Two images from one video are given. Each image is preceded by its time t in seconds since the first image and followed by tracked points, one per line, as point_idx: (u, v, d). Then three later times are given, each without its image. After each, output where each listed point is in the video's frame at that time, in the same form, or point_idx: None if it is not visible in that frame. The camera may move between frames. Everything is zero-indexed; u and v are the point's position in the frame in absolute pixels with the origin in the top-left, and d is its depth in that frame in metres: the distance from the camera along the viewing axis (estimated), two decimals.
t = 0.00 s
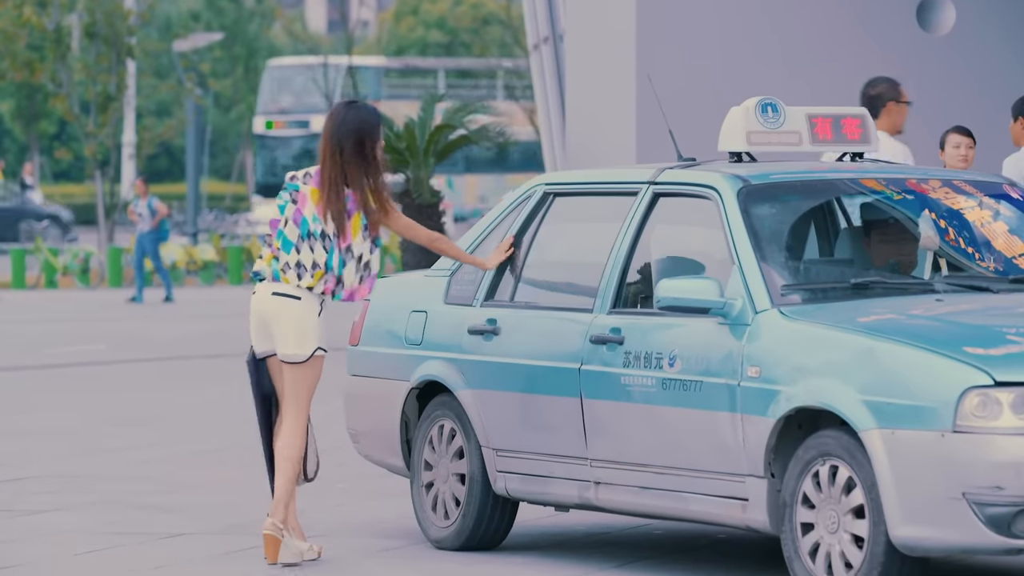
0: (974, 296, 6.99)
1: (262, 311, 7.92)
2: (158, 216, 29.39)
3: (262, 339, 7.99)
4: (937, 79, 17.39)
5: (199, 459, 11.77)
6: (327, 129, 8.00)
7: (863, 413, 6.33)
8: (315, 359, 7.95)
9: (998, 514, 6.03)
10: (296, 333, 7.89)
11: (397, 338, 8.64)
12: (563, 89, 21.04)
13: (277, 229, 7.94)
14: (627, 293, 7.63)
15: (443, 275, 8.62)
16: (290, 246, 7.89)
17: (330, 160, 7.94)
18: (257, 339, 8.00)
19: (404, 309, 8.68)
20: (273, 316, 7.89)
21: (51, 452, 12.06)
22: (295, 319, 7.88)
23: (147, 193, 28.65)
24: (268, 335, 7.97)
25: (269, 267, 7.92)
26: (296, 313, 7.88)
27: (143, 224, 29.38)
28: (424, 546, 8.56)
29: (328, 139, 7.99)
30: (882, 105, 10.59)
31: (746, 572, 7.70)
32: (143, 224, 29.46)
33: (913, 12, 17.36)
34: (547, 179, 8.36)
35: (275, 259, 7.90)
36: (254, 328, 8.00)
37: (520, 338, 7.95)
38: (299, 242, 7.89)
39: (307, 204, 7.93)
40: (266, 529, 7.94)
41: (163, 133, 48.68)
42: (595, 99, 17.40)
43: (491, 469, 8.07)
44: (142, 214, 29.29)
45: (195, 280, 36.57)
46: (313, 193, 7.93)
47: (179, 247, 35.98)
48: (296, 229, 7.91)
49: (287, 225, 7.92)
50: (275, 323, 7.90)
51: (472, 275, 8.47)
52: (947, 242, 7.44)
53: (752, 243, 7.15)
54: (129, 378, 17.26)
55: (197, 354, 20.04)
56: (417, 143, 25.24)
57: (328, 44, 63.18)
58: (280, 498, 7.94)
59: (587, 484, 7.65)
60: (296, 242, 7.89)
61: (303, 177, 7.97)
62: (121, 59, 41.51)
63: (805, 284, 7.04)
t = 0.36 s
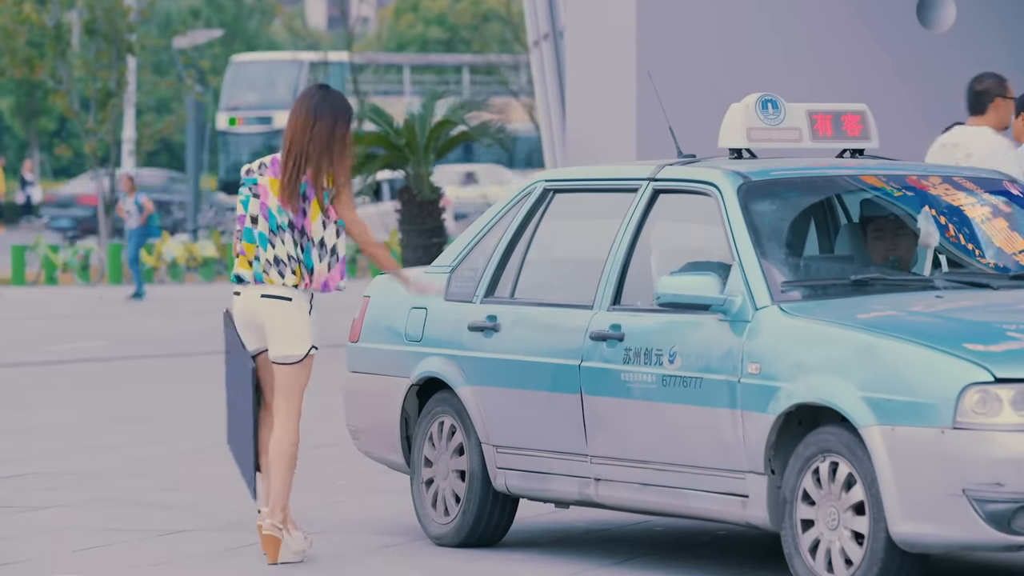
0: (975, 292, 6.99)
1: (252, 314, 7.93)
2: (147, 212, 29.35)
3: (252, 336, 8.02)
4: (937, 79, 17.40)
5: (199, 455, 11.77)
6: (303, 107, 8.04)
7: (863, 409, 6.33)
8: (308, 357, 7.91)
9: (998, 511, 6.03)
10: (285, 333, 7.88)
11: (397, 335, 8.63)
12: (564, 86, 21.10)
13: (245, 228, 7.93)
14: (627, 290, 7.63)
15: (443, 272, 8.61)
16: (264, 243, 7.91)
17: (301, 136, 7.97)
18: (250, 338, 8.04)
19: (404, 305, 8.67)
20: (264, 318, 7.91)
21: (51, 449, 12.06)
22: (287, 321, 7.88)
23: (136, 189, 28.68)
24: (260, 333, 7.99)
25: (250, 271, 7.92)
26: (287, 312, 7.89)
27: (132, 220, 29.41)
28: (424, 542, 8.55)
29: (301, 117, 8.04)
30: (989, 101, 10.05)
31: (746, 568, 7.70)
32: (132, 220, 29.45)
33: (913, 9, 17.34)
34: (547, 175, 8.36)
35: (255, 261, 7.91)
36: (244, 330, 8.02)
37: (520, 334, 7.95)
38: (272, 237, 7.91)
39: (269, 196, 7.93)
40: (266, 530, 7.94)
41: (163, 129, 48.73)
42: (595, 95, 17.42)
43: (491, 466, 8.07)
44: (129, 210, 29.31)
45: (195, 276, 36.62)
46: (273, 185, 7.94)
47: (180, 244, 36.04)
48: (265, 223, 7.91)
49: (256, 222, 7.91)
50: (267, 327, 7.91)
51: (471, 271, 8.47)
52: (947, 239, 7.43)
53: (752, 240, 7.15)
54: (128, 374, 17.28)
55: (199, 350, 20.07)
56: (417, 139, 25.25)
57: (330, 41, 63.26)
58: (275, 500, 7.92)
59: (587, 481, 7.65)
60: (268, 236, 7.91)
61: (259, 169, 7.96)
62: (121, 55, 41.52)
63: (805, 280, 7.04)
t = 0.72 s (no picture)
0: (975, 292, 6.99)
1: (247, 321, 7.93)
2: (134, 213, 29.32)
3: (241, 340, 7.98)
4: (938, 78, 17.36)
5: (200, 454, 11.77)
6: (284, 111, 8.02)
7: (863, 409, 6.33)
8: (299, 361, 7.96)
9: (998, 510, 6.03)
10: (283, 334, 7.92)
11: (399, 334, 8.63)
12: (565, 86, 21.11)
13: (228, 230, 7.98)
14: (627, 289, 7.63)
15: (444, 272, 8.60)
16: (249, 244, 7.95)
17: (289, 142, 7.98)
18: (230, 343, 7.98)
19: (405, 305, 8.67)
20: (261, 325, 7.92)
21: (51, 448, 12.07)
22: (287, 326, 7.94)
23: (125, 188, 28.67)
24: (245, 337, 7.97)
25: (236, 271, 7.93)
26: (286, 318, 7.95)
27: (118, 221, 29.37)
28: (424, 542, 8.55)
29: (281, 125, 8.01)
30: None
31: (746, 568, 7.69)
32: (119, 220, 29.42)
33: (913, 8, 17.31)
34: (548, 175, 8.36)
35: (240, 261, 7.92)
36: (226, 337, 7.97)
37: (520, 333, 7.95)
38: (257, 237, 7.96)
39: (251, 200, 7.97)
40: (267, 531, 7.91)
41: (163, 129, 48.76)
42: (595, 93, 17.45)
43: (490, 465, 8.07)
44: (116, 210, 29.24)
45: (194, 276, 36.64)
46: (254, 189, 7.97)
47: (180, 243, 36.05)
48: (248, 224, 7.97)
49: (238, 224, 7.98)
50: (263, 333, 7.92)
51: (473, 271, 8.46)
52: (948, 239, 7.44)
53: (752, 239, 7.15)
54: (129, 373, 17.29)
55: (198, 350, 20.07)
56: (418, 139, 25.32)
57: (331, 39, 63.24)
58: (275, 500, 7.87)
59: (587, 480, 7.65)
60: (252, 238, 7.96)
61: (235, 174, 8.00)
62: (121, 55, 41.49)
63: (806, 279, 7.04)
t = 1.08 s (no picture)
0: (975, 288, 6.99)
1: (220, 309, 8.27)
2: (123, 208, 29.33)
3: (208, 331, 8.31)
4: (938, 74, 17.31)
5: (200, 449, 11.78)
6: (243, 111, 8.45)
7: (863, 405, 6.33)
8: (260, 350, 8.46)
9: (997, 506, 6.03)
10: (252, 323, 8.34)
11: (398, 330, 8.63)
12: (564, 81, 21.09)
13: (192, 226, 8.27)
14: (626, 285, 7.63)
15: (444, 267, 8.60)
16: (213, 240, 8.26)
17: (249, 139, 8.40)
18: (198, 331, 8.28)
19: (404, 300, 8.67)
20: (231, 311, 8.29)
21: (51, 443, 12.08)
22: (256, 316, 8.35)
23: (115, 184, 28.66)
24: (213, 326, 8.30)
25: (200, 267, 8.26)
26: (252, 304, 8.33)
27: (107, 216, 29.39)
28: (424, 537, 8.56)
29: (241, 121, 8.43)
30: None
31: (745, 563, 7.70)
32: (108, 214, 29.44)
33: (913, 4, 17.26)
34: (547, 170, 8.36)
35: (204, 258, 8.25)
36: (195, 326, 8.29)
37: (520, 329, 7.95)
38: (222, 235, 8.28)
39: (218, 196, 8.31)
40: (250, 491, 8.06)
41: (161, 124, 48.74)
42: (595, 89, 17.48)
43: (489, 460, 8.07)
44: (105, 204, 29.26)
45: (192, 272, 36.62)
46: (220, 183, 8.32)
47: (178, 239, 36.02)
48: (215, 221, 8.29)
49: (204, 221, 8.28)
50: (230, 324, 8.29)
51: (472, 267, 8.47)
52: (947, 234, 7.44)
53: (752, 236, 7.15)
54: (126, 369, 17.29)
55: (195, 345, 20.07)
56: (417, 135, 25.23)
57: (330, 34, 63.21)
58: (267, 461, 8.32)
59: (587, 476, 7.65)
60: (218, 235, 8.27)
61: (205, 169, 8.32)
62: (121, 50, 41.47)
63: (805, 276, 7.04)
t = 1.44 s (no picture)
0: (974, 284, 6.99)
1: (217, 317, 8.33)
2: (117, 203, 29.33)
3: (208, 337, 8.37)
4: (935, 69, 17.33)
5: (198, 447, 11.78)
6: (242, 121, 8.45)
7: (863, 401, 6.33)
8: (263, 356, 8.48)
9: (997, 502, 6.03)
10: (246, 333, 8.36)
11: (398, 326, 8.63)
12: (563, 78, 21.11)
13: (190, 231, 8.33)
14: (625, 282, 7.63)
15: (444, 264, 8.60)
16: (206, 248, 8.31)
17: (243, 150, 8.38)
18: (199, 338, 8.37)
19: (404, 297, 8.67)
20: (225, 320, 8.34)
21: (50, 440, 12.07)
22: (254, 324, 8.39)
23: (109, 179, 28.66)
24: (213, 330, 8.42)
25: (195, 271, 8.31)
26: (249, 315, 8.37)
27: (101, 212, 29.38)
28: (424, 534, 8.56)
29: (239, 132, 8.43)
30: None
31: (744, 560, 7.70)
32: (102, 211, 29.45)
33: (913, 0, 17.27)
34: (547, 167, 8.36)
35: (200, 263, 8.31)
36: (194, 331, 8.36)
37: (519, 325, 7.96)
38: (216, 242, 8.32)
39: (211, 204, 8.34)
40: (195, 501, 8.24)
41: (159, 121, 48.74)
42: (593, 85, 17.47)
43: (488, 457, 8.07)
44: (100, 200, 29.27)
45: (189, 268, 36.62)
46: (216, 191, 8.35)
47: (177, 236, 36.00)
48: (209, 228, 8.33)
49: (199, 227, 8.33)
50: (228, 330, 8.34)
51: (472, 264, 8.46)
52: (947, 230, 7.43)
53: (751, 232, 7.15)
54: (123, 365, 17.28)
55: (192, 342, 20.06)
56: (417, 131, 25.24)
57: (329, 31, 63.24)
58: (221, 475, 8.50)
59: (586, 472, 7.65)
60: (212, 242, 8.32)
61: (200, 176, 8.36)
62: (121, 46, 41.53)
63: (805, 272, 7.04)
